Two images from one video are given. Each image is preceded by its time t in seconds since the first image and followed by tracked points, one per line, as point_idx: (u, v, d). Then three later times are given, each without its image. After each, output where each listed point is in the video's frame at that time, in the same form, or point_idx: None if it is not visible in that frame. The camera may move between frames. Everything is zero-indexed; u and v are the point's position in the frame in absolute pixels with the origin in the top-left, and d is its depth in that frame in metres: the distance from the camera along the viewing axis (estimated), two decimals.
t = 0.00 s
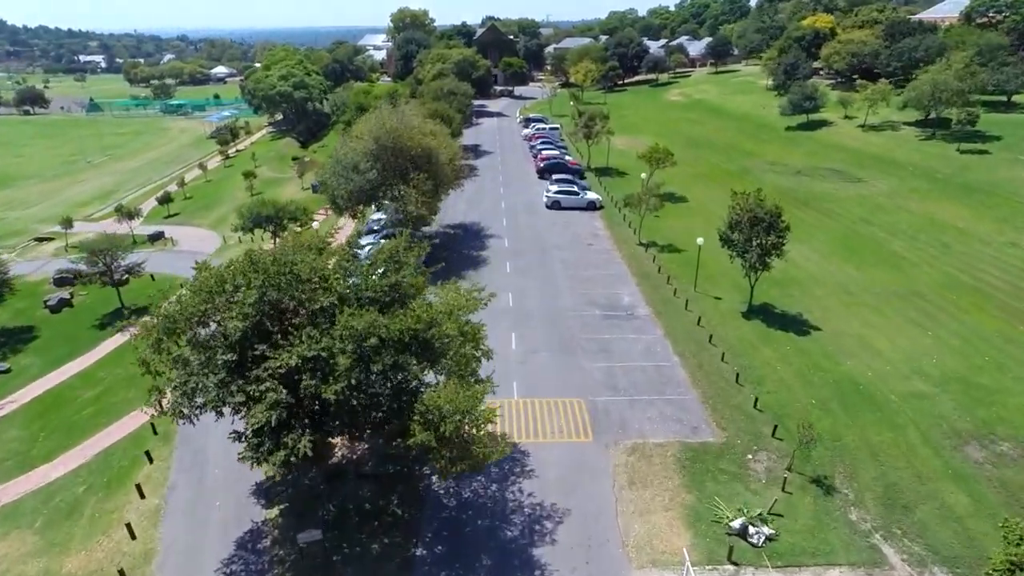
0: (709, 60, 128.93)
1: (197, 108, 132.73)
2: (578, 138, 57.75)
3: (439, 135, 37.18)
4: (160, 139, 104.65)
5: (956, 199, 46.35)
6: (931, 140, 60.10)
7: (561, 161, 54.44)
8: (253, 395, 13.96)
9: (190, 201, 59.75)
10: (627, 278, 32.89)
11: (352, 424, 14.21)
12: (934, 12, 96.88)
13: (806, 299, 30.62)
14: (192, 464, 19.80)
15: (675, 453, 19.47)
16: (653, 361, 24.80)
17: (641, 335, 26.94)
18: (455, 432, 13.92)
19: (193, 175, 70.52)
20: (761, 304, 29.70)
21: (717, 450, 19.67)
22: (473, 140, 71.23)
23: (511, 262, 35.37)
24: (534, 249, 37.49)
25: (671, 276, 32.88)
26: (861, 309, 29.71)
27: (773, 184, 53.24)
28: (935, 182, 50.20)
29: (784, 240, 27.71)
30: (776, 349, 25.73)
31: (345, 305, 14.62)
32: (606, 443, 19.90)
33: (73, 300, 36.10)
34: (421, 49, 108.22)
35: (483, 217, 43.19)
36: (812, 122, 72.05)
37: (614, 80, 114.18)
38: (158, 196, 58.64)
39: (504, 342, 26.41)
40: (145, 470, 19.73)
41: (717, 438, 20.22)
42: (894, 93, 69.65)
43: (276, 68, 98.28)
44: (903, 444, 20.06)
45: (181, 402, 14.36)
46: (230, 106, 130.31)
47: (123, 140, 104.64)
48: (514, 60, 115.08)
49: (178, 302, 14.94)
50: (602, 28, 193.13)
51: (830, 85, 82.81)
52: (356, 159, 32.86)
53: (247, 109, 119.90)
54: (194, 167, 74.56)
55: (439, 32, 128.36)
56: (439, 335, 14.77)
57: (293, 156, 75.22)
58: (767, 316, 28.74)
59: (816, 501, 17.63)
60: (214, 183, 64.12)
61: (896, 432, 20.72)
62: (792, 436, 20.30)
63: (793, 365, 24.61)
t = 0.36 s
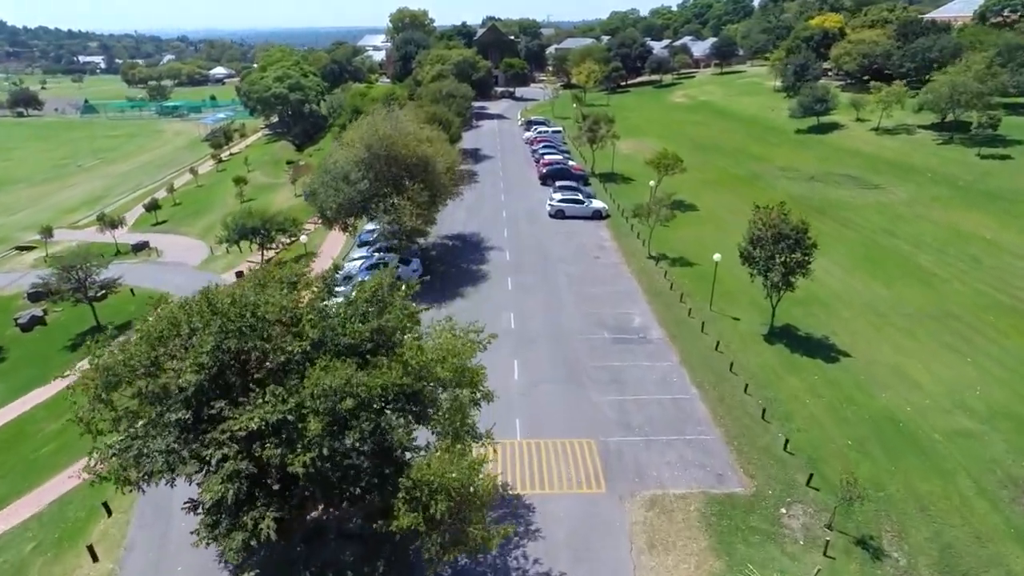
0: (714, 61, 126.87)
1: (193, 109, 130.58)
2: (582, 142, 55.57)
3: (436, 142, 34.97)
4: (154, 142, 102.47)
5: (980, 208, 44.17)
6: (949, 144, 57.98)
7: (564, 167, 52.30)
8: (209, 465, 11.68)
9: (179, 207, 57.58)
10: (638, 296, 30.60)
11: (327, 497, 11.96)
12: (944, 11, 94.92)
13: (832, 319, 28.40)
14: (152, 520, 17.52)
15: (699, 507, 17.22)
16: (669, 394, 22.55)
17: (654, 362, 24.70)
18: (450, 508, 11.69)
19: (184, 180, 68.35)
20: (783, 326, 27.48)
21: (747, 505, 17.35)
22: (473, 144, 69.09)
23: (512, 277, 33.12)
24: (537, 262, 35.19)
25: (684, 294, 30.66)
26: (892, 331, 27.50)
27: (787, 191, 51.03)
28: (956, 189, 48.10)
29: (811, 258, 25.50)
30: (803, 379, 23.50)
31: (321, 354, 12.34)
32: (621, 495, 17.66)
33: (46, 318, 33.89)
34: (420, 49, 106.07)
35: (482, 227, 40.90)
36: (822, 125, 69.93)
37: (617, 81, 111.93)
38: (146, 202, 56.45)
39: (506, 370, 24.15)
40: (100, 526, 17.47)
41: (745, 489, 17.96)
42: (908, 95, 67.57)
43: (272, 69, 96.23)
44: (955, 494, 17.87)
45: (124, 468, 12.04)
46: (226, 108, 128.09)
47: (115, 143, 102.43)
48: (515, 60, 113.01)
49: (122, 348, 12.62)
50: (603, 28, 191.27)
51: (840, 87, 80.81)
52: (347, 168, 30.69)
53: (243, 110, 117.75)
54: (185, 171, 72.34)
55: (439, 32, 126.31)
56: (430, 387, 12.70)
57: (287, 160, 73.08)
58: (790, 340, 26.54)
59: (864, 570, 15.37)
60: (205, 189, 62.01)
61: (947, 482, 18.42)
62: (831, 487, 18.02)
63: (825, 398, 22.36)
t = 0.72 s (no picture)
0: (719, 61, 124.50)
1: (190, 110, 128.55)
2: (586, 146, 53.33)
3: (434, 149, 32.78)
4: (148, 144, 100.42)
5: (1008, 216, 41.92)
6: (970, 148, 55.73)
7: (569, 172, 50.09)
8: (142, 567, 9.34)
9: (169, 214, 55.48)
10: (651, 316, 28.42)
11: None
12: (957, 10, 92.58)
13: (863, 342, 26.19)
14: None
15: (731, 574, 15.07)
16: (690, 432, 20.37)
17: (672, 394, 22.48)
18: None
19: (176, 184, 66.29)
20: (810, 351, 25.26)
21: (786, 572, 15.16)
22: (474, 147, 66.92)
23: (515, 293, 30.93)
24: (541, 276, 32.95)
25: (700, 314, 28.46)
26: (929, 356, 25.28)
27: (802, 197, 48.75)
28: (980, 196, 45.86)
29: (844, 279, 23.23)
30: (837, 415, 21.30)
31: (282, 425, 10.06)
32: (642, 561, 15.48)
33: (19, 337, 31.83)
34: (420, 49, 103.84)
35: (483, 237, 38.67)
36: (835, 128, 67.66)
37: (621, 82, 109.58)
38: (134, 209, 54.37)
39: (510, 402, 21.93)
40: None
41: (783, 551, 15.76)
42: (925, 96, 65.29)
43: (268, 69, 94.10)
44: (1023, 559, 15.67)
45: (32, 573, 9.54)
46: (223, 109, 126.07)
47: (109, 145, 100.42)
48: (517, 61, 110.76)
49: (44, 413, 10.37)
50: (606, 28, 189.08)
51: (851, 87, 78.56)
52: (337, 177, 28.58)
53: (239, 112, 115.66)
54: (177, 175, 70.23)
55: (439, 32, 124.18)
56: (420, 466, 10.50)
57: (282, 164, 71.05)
58: (819, 367, 24.35)
59: None
60: (196, 194, 59.92)
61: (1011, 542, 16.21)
62: (880, 550, 15.80)
63: (863, 437, 20.16)
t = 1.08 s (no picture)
0: (723, 61, 122.33)
1: (185, 111, 126.37)
2: (591, 151, 51.09)
3: (432, 156, 30.70)
4: (142, 147, 98.36)
5: None
6: (990, 154, 53.74)
7: (573, 178, 47.91)
8: None
9: (157, 221, 53.41)
10: (665, 339, 26.32)
11: None
12: (970, 9, 90.43)
13: (899, 370, 24.13)
14: None
15: None
16: (715, 478, 18.23)
17: (693, 432, 20.31)
18: None
19: (167, 189, 64.18)
20: (842, 381, 23.17)
21: None
22: (474, 151, 64.80)
23: (518, 312, 28.81)
24: (546, 292, 30.83)
25: (719, 336, 26.36)
26: (972, 386, 23.25)
27: (819, 204, 46.64)
28: (1005, 204, 43.85)
29: (882, 304, 21.16)
30: (878, 457, 19.25)
31: (233, 532, 8.00)
32: None
33: None
34: (419, 49, 101.61)
35: (485, 249, 36.50)
36: (848, 130, 65.57)
37: (624, 82, 107.35)
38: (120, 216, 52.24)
39: (514, 440, 19.81)
40: None
41: None
42: (941, 98, 63.24)
43: (263, 70, 91.92)
44: None
45: None
46: (218, 110, 123.84)
47: (101, 148, 98.22)
48: (518, 61, 108.70)
49: None
50: (607, 27, 187.03)
51: (863, 88, 76.53)
52: (326, 189, 26.43)
53: (235, 113, 113.48)
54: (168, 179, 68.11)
55: (438, 31, 122.05)
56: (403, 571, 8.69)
57: (277, 168, 68.93)
58: (852, 399, 22.27)
59: None
60: (187, 200, 57.85)
61: None
62: None
63: (910, 484, 18.14)
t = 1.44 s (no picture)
0: (728, 62, 120.36)
1: (181, 114, 124.42)
2: (597, 157, 49.03)
3: (430, 166, 28.54)
4: (136, 150, 96.51)
5: None
6: (1012, 159, 51.63)
7: (579, 185, 45.82)
8: None
9: (146, 230, 51.45)
10: (684, 367, 24.22)
11: None
12: (983, 8, 88.33)
13: (942, 403, 22.02)
14: None
15: None
16: (748, 537, 16.11)
17: (720, 478, 18.21)
18: None
19: (158, 196, 62.21)
20: (881, 417, 21.04)
21: None
22: (475, 156, 62.86)
23: (524, 334, 26.69)
24: (553, 311, 28.71)
25: (743, 364, 24.26)
26: None
27: (836, 212, 44.53)
28: None
29: (931, 335, 19.06)
30: (930, 510, 17.12)
31: None
32: None
33: None
34: (419, 51, 99.67)
35: (487, 263, 34.40)
36: (861, 134, 63.50)
37: (628, 84, 105.38)
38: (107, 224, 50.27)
39: (521, 489, 17.73)
40: None
41: None
42: (959, 101, 61.09)
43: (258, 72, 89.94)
44: None
45: None
46: (215, 113, 121.93)
47: (94, 152, 96.35)
48: (519, 62, 106.81)
49: None
50: (609, 28, 185.17)
51: (874, 91, 74.50)
52: (316, 203, 24.30)
53: (232, 116, 111.60)
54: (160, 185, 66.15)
55: (438, 33, 120.20)
56: None
57: (272, 174, 66.97)
58: (893, 438, 20.15)
59: None
60: (177, 208, 55.91)
61: None
62: None
63: (971, 545, 16.01)
